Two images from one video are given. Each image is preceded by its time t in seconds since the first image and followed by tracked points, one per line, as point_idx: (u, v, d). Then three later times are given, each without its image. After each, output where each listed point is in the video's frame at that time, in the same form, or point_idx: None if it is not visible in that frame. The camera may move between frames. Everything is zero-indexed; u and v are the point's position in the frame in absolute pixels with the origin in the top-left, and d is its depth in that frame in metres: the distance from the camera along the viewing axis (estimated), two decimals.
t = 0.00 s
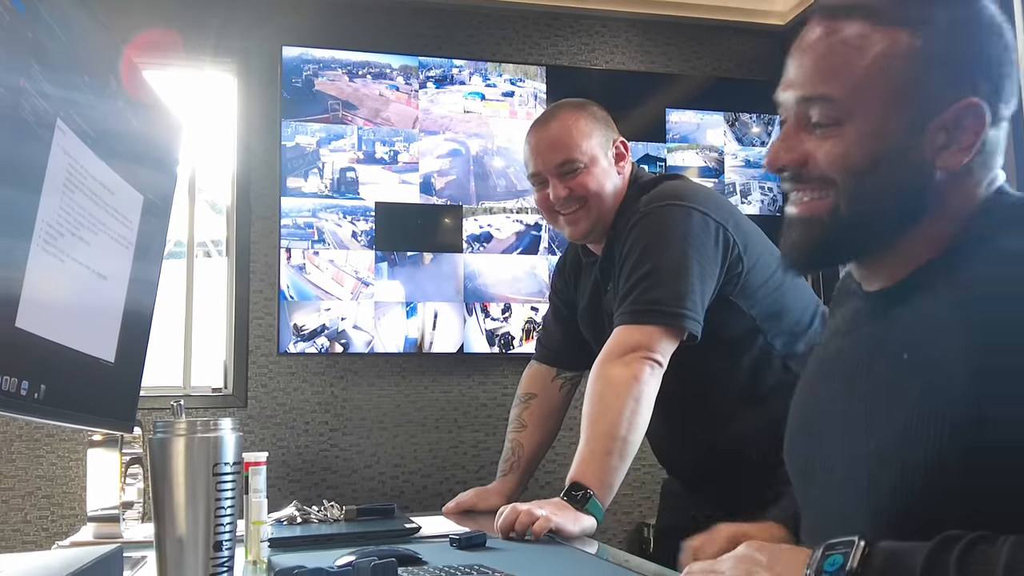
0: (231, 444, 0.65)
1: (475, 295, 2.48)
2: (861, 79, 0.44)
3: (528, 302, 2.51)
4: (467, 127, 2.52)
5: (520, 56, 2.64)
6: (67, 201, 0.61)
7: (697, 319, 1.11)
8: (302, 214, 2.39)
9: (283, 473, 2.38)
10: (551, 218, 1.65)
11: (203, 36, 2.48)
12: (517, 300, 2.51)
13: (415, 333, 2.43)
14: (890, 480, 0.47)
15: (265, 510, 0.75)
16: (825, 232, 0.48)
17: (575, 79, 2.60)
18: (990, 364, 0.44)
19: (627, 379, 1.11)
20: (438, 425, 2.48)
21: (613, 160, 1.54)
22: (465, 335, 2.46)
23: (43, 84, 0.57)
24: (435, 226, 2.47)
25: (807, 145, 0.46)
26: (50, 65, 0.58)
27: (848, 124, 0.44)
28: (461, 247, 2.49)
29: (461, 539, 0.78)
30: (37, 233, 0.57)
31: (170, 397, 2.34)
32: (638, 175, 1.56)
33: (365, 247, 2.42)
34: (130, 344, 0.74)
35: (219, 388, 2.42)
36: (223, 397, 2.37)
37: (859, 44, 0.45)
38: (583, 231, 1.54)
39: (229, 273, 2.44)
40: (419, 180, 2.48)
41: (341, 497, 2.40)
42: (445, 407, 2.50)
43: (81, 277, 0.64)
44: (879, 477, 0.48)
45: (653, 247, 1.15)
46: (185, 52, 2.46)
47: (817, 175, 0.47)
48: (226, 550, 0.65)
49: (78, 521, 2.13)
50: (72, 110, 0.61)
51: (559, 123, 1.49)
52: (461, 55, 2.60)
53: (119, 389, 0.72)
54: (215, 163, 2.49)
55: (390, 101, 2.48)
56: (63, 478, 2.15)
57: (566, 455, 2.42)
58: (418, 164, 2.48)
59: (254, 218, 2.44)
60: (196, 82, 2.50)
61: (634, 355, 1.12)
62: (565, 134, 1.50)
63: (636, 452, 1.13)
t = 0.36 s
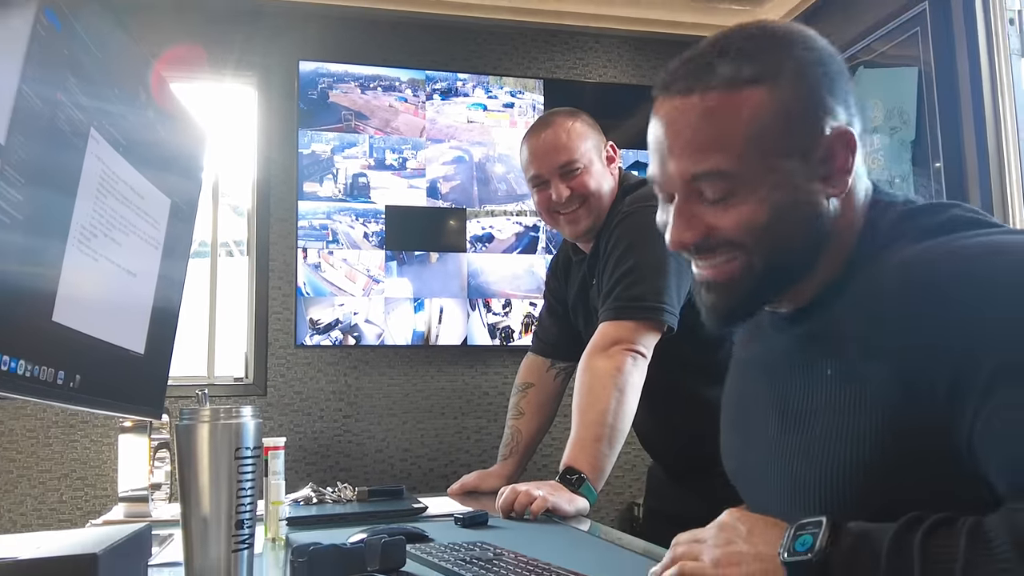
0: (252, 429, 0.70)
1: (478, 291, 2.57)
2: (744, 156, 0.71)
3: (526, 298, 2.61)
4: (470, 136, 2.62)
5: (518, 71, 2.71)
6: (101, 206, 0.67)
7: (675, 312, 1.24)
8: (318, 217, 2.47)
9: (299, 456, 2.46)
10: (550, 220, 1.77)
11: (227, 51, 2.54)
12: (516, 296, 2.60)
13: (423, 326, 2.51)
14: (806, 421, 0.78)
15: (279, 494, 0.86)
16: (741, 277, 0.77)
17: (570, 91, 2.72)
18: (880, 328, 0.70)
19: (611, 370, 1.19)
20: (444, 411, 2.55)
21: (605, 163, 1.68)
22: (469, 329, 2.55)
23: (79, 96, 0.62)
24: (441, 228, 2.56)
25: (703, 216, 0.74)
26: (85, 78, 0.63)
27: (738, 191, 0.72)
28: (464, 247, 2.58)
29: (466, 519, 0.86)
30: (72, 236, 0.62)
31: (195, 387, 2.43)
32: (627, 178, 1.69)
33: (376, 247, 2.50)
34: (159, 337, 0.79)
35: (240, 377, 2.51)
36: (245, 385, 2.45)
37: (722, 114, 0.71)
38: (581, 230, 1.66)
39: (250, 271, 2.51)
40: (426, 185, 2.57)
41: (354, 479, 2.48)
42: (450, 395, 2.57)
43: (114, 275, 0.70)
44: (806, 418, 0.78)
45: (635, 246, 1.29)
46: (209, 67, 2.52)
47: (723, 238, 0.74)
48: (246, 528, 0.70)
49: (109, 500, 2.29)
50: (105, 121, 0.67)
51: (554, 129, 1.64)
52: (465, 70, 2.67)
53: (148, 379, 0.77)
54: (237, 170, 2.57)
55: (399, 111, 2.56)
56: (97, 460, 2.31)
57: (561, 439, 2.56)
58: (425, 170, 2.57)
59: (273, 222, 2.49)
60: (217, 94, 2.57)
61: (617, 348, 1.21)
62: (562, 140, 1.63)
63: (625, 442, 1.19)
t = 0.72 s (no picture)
0: (272, 415, 0.75)
1: (481, 288, 2.66)
2: (751, 199, 0.76)
3: (525, 294, 2.71)
4: (473, 145, 2.71)
5: (519, 85, 2.83)
6: (133, 208, 0.72)
7: (657, 305, 1.36)
8: (333, 219, 2.55)
9: (316, 440, 2.55)
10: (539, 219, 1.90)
11: (249, 66, 2.65)
12: (515, 292, 2.70)
13: (430, 320, 2.60)
14: (802, 418, 0.87)
15: (302, 473, 0.92)
16: (768, 308, 0.82)
17: (567, 103, 2.80)
18: (867, 336, 0.79)
19: (601, 358, 1.30)
20: (450, 399, 2.64)
21: (591, 172, 1.79)
22: (472, 322, 2.64)
23: (113, 108, 0.68)
24: (445, 230, 2.64)
25: (730, 262, 0.77)
26: (119, 91, 0.69)
27: (756, 232, 0.77)
28: (468, 246, 2.66)
29: (468, 498, 0.94)
30: (108, 236, 0.68)
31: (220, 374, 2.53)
32: (613, 186, 1.79)
33: (387, 247, 2.58)
34: (187, 330, 0.85)
35: (262, 367, 2.61)
36: (266, 374, 2.54)
37: (711, 164, 0.75)
38: (558, 230, 1.80)
39: (272, 270, 2.60)
40: (433, 190, 2.65)
41: (366, 461, 2.56)
42: (455, 383, 2.66)
43: (145, 274, 0.75)
44: (803, 416, 0.88)
45: (620, 247, 1.41)
46: (233, 80, 2.63)
47: (754, 273, 0.79)
48: (268, 505, 0.76)
49: (141, 481, 2.42)
50: (138, 131, 0.72)
51: (544, 138, 1.77)
52: (469, 84, 2.77)
53: (178, 368, 0.83)
54: (259, 176, 2.66)
55: (408, 122, 2.66)
56: (129, 444, 2.44)
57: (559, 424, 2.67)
58: (432, 176, 2.65)
59: (292, 223, 2.59)
60: (240, 106, 2.68)
61: (604, 339, 1.32)
62: (548, 148, 1.76)
63: (616, 426, 1.30)
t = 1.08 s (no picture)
0: (292, 401, 0.82)
1: (484, 284, 2.87)
2: (739, 190, 0.83)
3: (524, 290, 2.90)
4: (477, 153, 2.92)
5: (520, 98, 3.03)
6: (166, 211, 0.79)
7: (644, 299, 1.43)
8: (348, 222, 2.75)
9: (333, 423, 2.73)
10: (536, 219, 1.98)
11: (272, 80, 2.85)
12: (515, 288, 2.89)
13: (437, 314, 2.81)
14: (786, 402, 0.94)
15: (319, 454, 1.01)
16: (748, 291, 0.89)
17: (563, 117, 3.03)
18: (848, 327, 0.85)
19: (593, 348, 1.38)
20: (455, 385, 2.83)
21: (586, 177, 1.86)
22: (475, 315, 2.85)
23: (148, 120, 0.75)
24: (451, 231, 2.85)
25: (709, 245, 0.84)
26: (153, 105, 0.75)
27: (736, 220, 0.83)
28: (472, 247, 2.87)
29: (473, 476, 1.03)
30: (143, 237, 0.75)
31: (245, 363, 2.71)
32: (606, 191, 1.86)
33: (397, 247, 2.79)
34: (214, 323, 0.92)
35: (283, 356, 2.78)
36: (286, 363, 2.74)
37: (708, 153, 0.82)
38: (553, 229, 1.88)
39: (292, 268, 2.79)
40: (440, 196, 2.86)
41: (379, 442, 2.75)
42: (460, 371, 2.85)
43: (177, 272, 0.82)
44: (787, 400, 0.94)
45: (610, 245, 1.49)
46: (257, 94, 2.83)
47: (731, 259, 0.85)
48: (289, 482, 0.83)
49: (174, 461, 2.56)
50: (170, 141, 0.79)
51: (543, 144, 1.85)
52: (473, 96, 2.99)
53: (205, 359, 0.89)
54: (280, 182, 2.85)
55: (417, 133, 2.86)
56: (163, 426, 2.58)
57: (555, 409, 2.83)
58: (439, 182, 2.86)
59: (311, 226, 2.78)
60: (262, 117, 2.88)
61: (595, 331, 1.40)
62: (546, 153, 1.84)
63: (606, 411, 1.38)
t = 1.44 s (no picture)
0: (313, 385, 0.91)
1: (486, 281, 3.06)
2: (739, 147, 1.02)
3: (523, 286, 3.10)
4: (480, 162, 3.10)
5: (518, 112, 3.23)
6: (198, 215, 0.85)
7: (632, 294, 1.52)
8: (363, 224, 2.94)
9: (350, 407, 2.93)
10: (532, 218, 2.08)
11: (294, 96, 3.01)
12: (515, 284, 3.09)
13: (444, 307, 3.00)
14: (775, 368, 1.01)
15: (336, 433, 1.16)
16: (727, 229, 1.07)
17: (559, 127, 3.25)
18: (844, 301, 0.92)
19: (584, 337, 1.48)
20: (461, 370, 3.04)
21: (580, 180, 1.95)
22: (479, 309, 3.04)
23: (181, 131, 0.80)
24: (456, 232, 3.03)
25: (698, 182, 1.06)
26: (187, 119, 0.81)
27: (726, 165, 1.03)
28: (476, 247, 3.05)
29: (477, 455, 1.16)
30: (177, 237, 0.81)
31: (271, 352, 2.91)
32: (598, 194, 1.95)
33: (409, 247, 2.98)
34: (242, 317, 1.00)
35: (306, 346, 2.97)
36: (308, 352, 2.92)
37: (726, 113, 1.01)
38: (549, 227, 1.97)
39: (313, 267, 2.97)
40: (447, 201, 3.04)
41: (391, 423, 2.95)
42: (465, 357, 3.05)
43: (207, 269, 0.89)
44: (777, 368, 1.01)
45: (601, 243, 1.57)
46: (283, 110, 3.00)
47: (713, 197, 1.06)
48: (310, 458, 0.92)
49: (205, 440, 2.83)
50: (202, 151, 0.85)
51: (541, 148, 1.93)
52: (476, 111, 3.17)
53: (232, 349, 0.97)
54: (302, 188, 3.01)
55: (427, 144, 3.05)
56: (196, 409, 2.84)
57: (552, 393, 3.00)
58: (446, 189, 3.05)
59: (330, 226, 2.95)
60: (287, 131, 3.03)
61: (587, 323, 1.50)
62: (544, 156, 1.91)
63: (596, 395, 1.46)
